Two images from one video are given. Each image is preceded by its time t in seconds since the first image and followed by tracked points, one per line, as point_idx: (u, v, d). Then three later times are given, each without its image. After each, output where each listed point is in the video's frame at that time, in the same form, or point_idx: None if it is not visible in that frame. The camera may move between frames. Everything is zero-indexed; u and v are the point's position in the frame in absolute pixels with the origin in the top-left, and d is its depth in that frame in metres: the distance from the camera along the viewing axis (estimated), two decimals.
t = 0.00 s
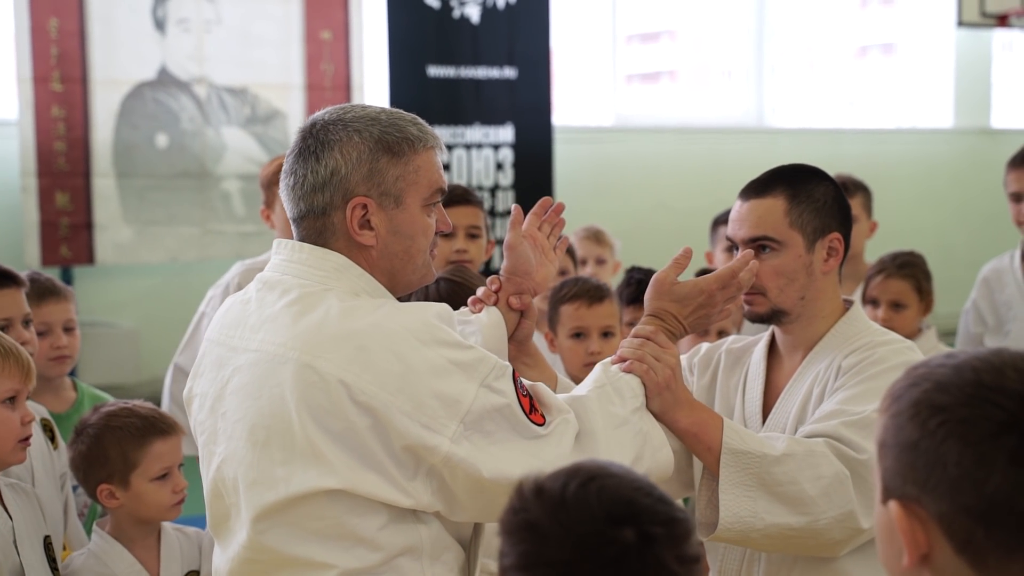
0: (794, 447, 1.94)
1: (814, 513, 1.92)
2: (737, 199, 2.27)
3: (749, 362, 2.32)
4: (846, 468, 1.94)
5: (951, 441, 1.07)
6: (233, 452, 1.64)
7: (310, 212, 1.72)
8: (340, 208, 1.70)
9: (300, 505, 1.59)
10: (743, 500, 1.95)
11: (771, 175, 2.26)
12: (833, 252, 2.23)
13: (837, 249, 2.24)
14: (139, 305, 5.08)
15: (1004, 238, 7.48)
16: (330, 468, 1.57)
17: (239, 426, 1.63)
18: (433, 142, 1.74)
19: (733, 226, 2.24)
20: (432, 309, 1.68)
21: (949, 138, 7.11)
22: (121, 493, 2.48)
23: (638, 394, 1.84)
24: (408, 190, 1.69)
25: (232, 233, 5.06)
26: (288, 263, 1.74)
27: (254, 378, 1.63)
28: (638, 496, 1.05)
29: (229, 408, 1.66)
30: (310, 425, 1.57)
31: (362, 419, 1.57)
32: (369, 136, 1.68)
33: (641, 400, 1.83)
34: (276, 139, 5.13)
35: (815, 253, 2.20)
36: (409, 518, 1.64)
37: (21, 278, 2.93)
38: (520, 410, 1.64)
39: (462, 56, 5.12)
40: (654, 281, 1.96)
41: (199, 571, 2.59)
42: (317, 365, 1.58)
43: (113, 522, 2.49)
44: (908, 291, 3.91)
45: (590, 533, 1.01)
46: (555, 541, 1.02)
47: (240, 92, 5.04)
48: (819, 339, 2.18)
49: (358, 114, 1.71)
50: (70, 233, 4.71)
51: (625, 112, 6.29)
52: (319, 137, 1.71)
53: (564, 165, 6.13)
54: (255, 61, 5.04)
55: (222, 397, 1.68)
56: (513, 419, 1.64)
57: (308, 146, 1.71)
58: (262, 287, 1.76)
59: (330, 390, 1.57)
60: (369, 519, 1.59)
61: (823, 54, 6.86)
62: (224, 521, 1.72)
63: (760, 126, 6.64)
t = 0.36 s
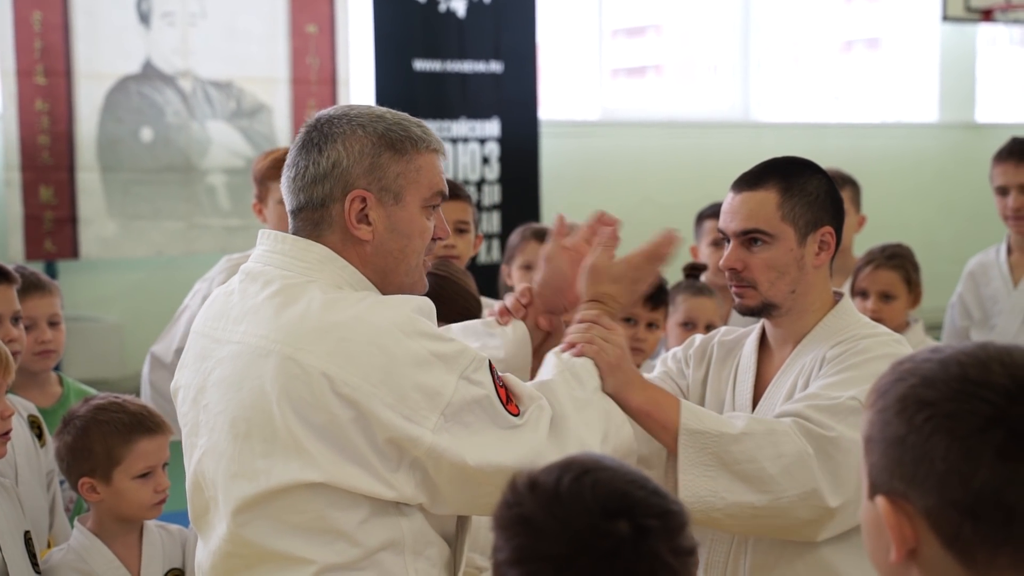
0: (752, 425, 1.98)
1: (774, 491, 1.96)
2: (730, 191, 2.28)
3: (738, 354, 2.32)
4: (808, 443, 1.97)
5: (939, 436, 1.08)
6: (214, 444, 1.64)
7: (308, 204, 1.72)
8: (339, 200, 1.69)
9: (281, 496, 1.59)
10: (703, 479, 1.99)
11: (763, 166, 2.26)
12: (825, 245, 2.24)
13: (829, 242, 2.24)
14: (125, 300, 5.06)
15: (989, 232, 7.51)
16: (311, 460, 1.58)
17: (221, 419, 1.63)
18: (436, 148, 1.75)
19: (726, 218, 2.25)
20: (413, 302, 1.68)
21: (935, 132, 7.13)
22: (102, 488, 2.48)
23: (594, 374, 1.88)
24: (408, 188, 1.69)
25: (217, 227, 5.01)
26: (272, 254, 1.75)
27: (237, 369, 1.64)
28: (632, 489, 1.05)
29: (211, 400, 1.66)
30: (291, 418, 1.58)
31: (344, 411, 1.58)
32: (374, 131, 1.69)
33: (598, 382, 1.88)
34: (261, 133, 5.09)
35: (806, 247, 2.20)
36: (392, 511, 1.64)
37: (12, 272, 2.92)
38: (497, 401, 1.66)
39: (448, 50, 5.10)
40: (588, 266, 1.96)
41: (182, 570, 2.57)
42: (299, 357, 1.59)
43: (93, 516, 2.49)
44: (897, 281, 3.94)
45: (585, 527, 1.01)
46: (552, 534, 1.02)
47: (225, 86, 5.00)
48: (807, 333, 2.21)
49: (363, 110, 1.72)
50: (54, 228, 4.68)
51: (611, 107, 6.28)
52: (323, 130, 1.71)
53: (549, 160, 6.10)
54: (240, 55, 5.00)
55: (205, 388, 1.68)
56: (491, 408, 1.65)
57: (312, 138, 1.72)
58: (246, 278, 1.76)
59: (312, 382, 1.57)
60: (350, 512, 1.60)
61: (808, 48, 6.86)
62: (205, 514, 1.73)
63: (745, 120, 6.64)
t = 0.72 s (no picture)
0: (729, 408, 2.01)
1: (754, 472, 1.98)
2: (714, 183, 2.28)
3: (723, 345, 2.33)
4: (786, 423, 2.00)
5: (943, 436, 1.09)
6: (192, 434, 1.69)
7: (298, 195, 1.78)
8: (330, 195, 1.76)
9: (256, 486, 1.64)
10: (680, 463, 2.01)
11: (747, 159, 2.26)
12: (810, 236, 2.25)
13: (814, 233, 2.25)
14: (106, 292, 5.02)
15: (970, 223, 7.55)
16: (285, 450, 1.63)
17: (198, 409, 1.69)
18: (431, 147, 1.82)
19: (710, 212, 2.25)
20: (390, 292, 1.74)
21: (916, 124, 7.17)
22: (77, 480, 2.47)
23: (572, 363, 1.94)
24: (400, 188, 1.76)
25: (199, 217, 4.96)
26: (254, 245, 1.81)
27: (213, 360, 1.69)
28: (627, 479, 1.05)
29: (190, 391, 1.71)
30: (264, 407, 1.63)
31: (317, 401, 1.63)
32: (370, 129, 1.76)
33: (575, 371, 1.94)
34: (243, 124, 5.04)
35: (791, 238, 2.22)
36: (369, 503, 1.68)
37: None
38: (475, 392, 1.72)
39: (431, 41, 5.08)
40: (550, 263, 2.09)
41: (162, 561, 2.56)
42: (274, 347, 1.64)
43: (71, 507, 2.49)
44: (880, 271, 3.95)
45: (580, 516, 1.01)
46: (548, 524, 1.02)
47: (207, 76, 4.95)
48: (792, 324, 2.21)
49: (361, 105, 1.79)
50: (34, 219, 4.66)
51: (594, 98, 6.28)
52: (319, 122, 1.78)
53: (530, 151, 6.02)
54: (221, 45, 4.94)
55: (184, 378, 1.74)
56: (468, 400, 1.71)
57: (307, 129, 1.78)
58: (229, 269, 1.83)
59: (287, 372, 1.63)
60: (327, 503, 1.65)
61: (789, 40, 6.88)
62: (186, 503, 1.78)
63: (728, 111, 6.63)
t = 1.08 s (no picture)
0: (705, 398, 2.01)
1: (730, 462, 1.99)
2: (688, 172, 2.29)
3: (702, 332, 2.34)
4: (763, 412, 2.01)
5: (949, 422, 1.12)
6: (166, 421, 1.69)
7: (274, 177, 1.77)
8: (306, 177, 1.75)
9: (229, 475, 1.64)
10: (658, 453, 2.02)
11: (721, 145, 2.27)
12: (784, 222, 2.26)
13: (789, 219, 2.27)
14: (88, 278, 4.95)
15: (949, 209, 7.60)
16: (258, 438, 1.62)
17: (172, 395, 1.68)
18: (409, 137, 1.82)
19: (685, 200, 2.26)
20: (367, 281, 1.73)
21: (898, 109, 7.21)
22: (60, 467, 2.47)
23: (548, 357, 1.94)
24: (377, 175, 1.76)
25: (181, 201, 4.89)
26: (229, 231, 1.81)
27: (187, 346, 1.69)
28: (632, 469, 1.05)
29: (164, 377, 1.71)
30: (236, 393, 1.63)
31: (291, 389, 1.63)
32: (350, 115, 1.76)
33: (552, 364, 1.94)
34: (225, 108, 4.95)
35: (766, 224, 2.23)
36: (345, 492, 1.69)
37: None
38: (449, 382, 1.71)
39: (414, 25, 5.05)
40: (527, 255, 2.08)
41: (140, 551, 2.53)
42: (247, 334, 1.63)
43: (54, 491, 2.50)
44: (865, 256, 3.96)
45: (585, 506, 1.02)
46: (550, 513, 1.02)
47: (188, 60, 4.88)
48: (769, 310, 2.22)
49: (343, 91, 1.79)
50: (15, 204, 4.54)
51: (577, 83, 6.25)
52: (299, 105, 1.77)
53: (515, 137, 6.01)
54: (202, 29, 4.87)
55: (159, 365, 1.73)
56: (442, 390, 1.71)
57: (287, 111, 1.77)
58: (204, 256, 1.82)
59: (260, 359, 1.62)
60: (303, 492, 1.65)
61: (772, 25, 6.87)
62: (163, 492, 1.78)
63: (712, 96, 6.60)
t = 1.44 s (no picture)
0: (698, 393, 2.02)
1: (723, 456, 2.00)
2: (683, 164, 2.30)
3: (694, 326, 2.34)
4: (756, 406, 2.01)
5: (939, 416, 1.13)
6: (161, 415, 1.69)
7: (270, 171, 1.77)
8: (302, 171, 1.75)
9: (224, 470, 1.64)
10: (651, 447, 2.03)
11: (717, 138, 2.28)
12: (779, 216, 2.27)
13: (783, 213, 2.28)
14: (78, 271, 4.84)
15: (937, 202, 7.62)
16: (253, 433, 1.62)
17: (167, 389, 1.68)
18: (405, 132, 1.82)
19: (680, 191, 2.27)
20: (362, 276, 1.74)
21: (887, 102, 7.22)
22: (55, 472, 2.48)
23: (541, 354, 1.94)
24: (373, 170, 1.76)
25: (171, 195, 4.88)
26: (225, 224, 1.81)
27: (183, 340, 1.69)
28: (628, 464, 1.06)
29: (159, 371, 1.70)
30: (232, 389, 1.62)
31: (287, 385, 1.63)
32: (347, 109, 1.75)
33: (545, 359, 1.94)
34: (214, 101, 4.94)
35: (760, 217, 2.24)
36: (340, 488, 1.69)
37: None
38: (444, 377, 1.72)
39: (403, 18, 5.03)
40: (521, 250, 2.09)
41: (135, 548, 2.53)
42: (244, 329, 1.63)
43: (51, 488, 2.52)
44: (857, 246, 3.97)
45: (580, 500, 1.02)
46: (547, 506, 1.02)
47: (177, 53, 4.86)
48: (762, 303, 2.23)
49: (340, 85, 1.78)
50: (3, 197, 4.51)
51: (567, 76, 6.25)
52: (296, 99, 1.77)
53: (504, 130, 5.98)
54: (191, 22, 4.85)
55: (154, 359, 1.73)
56: (438, 385, 1.71)
57: (284, 105, 1.77)
58: (199, 250, 1.82)
59: (256, 355, 1.62)
60: (298, 487, 1.65)
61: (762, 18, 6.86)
62: (157, 485, 1.78)
63: (701, 89, 6.60)
